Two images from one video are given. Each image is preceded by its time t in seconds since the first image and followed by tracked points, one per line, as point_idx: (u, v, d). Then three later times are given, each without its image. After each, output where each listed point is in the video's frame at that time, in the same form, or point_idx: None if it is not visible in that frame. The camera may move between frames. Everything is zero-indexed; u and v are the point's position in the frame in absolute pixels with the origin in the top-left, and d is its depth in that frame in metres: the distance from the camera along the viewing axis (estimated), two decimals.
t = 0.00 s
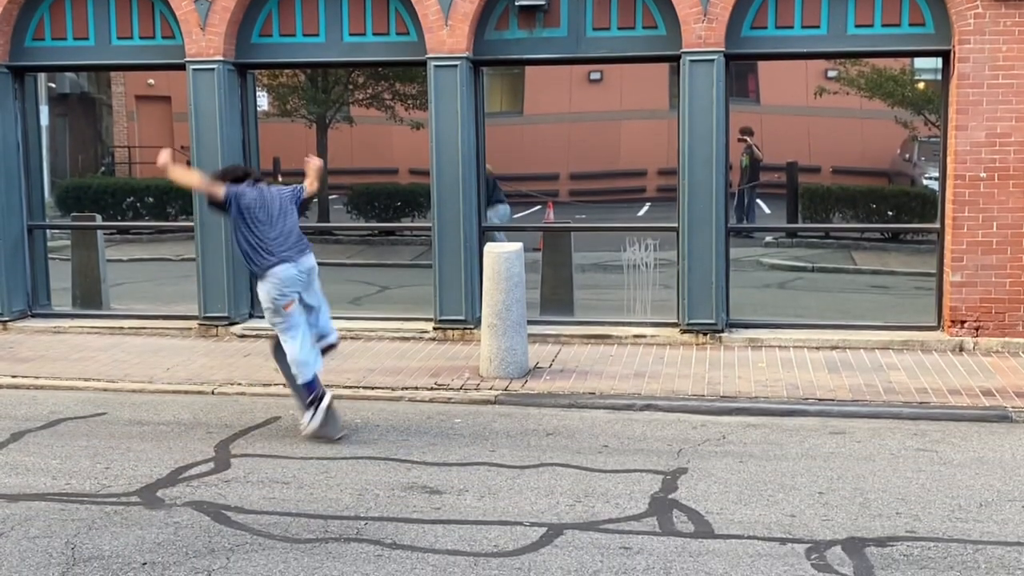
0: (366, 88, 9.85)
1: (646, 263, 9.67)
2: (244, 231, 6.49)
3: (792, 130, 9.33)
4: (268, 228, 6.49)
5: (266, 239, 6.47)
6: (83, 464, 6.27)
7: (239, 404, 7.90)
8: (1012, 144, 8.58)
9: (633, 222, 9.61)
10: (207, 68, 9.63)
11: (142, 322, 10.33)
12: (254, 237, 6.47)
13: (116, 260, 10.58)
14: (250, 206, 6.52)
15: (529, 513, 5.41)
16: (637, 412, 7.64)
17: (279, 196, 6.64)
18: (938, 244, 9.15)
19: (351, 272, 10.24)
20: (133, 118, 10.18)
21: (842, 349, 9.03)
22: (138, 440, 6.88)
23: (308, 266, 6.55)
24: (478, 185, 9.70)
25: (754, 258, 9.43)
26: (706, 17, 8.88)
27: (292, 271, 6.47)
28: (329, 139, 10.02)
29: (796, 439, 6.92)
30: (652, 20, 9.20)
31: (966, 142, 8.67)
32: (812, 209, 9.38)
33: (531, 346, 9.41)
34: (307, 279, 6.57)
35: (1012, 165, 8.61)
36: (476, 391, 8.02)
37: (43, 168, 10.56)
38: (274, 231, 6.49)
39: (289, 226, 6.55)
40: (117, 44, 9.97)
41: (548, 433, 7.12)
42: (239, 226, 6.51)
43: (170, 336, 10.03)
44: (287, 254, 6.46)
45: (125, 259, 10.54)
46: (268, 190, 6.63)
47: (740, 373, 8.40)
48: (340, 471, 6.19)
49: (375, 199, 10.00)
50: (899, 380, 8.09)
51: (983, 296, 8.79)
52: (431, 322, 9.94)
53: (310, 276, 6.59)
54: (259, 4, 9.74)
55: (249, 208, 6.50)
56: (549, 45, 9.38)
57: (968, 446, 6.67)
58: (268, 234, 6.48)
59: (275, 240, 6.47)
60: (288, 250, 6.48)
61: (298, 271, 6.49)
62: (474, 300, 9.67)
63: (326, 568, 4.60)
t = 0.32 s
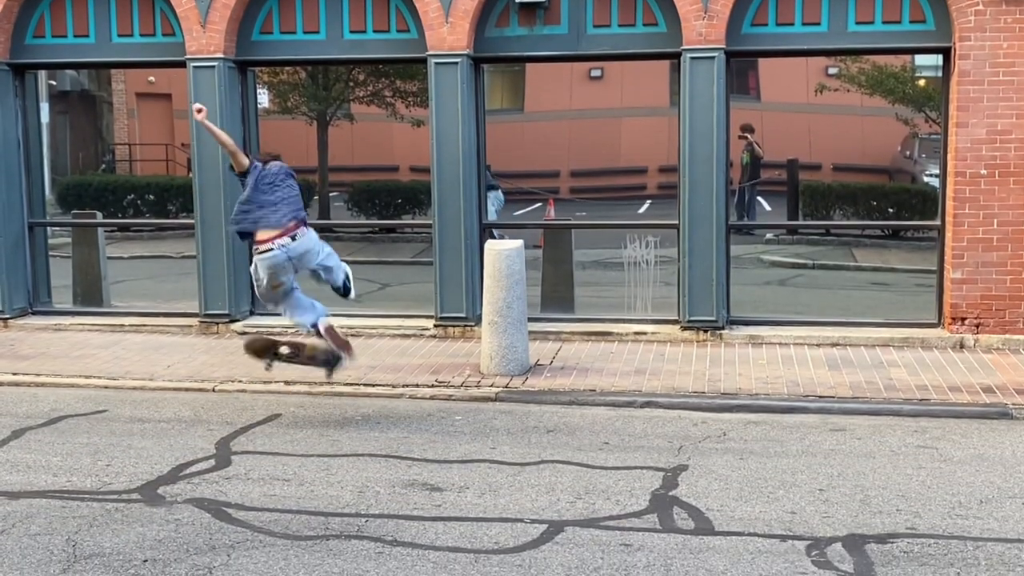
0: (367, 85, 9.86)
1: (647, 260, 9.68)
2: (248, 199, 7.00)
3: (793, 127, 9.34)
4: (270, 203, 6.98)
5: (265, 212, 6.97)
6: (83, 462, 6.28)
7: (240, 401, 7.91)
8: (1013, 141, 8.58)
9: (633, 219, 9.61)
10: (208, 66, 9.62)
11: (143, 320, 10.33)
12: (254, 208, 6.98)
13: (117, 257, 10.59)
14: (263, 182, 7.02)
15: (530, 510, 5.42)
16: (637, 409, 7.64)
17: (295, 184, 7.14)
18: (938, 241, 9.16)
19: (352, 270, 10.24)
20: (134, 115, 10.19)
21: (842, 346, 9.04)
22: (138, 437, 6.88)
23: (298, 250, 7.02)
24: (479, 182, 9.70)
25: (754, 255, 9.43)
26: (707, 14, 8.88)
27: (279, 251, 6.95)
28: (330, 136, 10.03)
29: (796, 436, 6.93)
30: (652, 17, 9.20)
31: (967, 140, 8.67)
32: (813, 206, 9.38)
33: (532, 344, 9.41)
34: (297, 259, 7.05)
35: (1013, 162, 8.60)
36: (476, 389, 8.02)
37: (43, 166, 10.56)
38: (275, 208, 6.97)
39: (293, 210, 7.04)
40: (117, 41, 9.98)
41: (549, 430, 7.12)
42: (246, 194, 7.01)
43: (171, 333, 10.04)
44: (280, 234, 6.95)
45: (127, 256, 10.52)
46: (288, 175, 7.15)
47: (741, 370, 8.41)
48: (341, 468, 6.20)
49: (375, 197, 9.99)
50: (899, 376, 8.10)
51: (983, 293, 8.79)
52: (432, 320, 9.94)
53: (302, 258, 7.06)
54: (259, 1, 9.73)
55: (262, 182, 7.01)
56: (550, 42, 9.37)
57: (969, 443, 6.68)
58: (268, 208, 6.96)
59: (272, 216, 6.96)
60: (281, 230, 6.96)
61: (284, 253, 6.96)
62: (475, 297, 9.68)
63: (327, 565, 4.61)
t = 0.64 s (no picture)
0: (368, 82, 9.87)
1: (647, 257, 9.68)
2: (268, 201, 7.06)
3: (793, 124, 9.34)
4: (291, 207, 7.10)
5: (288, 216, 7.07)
6: (85, 459, 6.29)
7: (241, 399, 7.92)
8: (1013, 138, 8.58)
9: (634, 216, 9.62)
10: (209, 63, 9.64)
11: (144, 317, 10.35)
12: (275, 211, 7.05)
13: (118, 255, 10.60)
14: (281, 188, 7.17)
15: (530, 507, 5.43)
16: (638, 405, 7.65)
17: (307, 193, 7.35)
18: (939, 238, 9.16)
19: (353, 266, 10.26)
20: (135, 113, 10.20)
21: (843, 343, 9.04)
22: (140, 435, 6.89)
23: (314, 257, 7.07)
24: (480, 179, 9.70)
25: (755, 252, 9.44)
26: (707, 11, 8.88)
27: (294, 256, 7.00)
28: (331, 133, 10.04)
29: (797, 432, 6.94)
30: (653, 14, 9.20)
31: (968, 137, 8.67)
32: (814, 203, 9.38)
33: (532, 341, 9.42)
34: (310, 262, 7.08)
35: (1014, 159, 8.60)
36: (477, 385, 8.03)
37: (45, 163, 10.57)
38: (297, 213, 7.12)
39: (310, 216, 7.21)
40: (118, 39, 9.97)
41: (550, 427, 7.13)
42: (265, 198, 7.08)
43: (172, 331, 10.05)
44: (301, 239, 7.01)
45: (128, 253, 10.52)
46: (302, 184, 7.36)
47: (741, 367, 8.41)
48: (341, 465, 6.21)
49: (376, 194, 10.00)
50: (900, 373, 8.11)
51: (984, 290, 8.80)
52: (433, 317, 9.96)
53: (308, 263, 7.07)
54: None
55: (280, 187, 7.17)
56: (550, 40, 9.37)
57: (969, 440, 6.68)
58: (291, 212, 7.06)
59: (295, 220, 7.04)
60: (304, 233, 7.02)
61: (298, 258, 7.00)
62: (476, 294, 9.69)
63: (328, 562, 4.62)
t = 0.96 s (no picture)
0: (369, 80, 9.87)
1: (648, 255, 9.68)
2: (285, 206, 7.26)
3: (794, 122, 9.33)
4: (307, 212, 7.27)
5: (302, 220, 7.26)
6: (86, 457, 6.30)
7: (242, 396, 7.92)
8: (1014, 135, 8.57)
9: (635, 214, 9.62)
10: (210, 61, 9.64)
11: (146, 315, 10.35)
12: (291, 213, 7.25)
13: (119, 253, 10.60)
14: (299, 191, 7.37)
15: (532, 504, 5.43)
16: (639, 403, 7.66)
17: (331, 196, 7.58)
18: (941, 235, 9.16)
19: (354, 264, 10.27)
20: (135, 111, 10.22)
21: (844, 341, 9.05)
22: (141, 433, 6.90)
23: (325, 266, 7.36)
24: (481, 177, 9.69)
25: (756, 249, 9.44)
26: (709, 8, 8.87)
27: (306, 264, 7.23)
28: (332, 131, 10.04)
29: (798, 430, 6.94)
30: (654, 12, 9.20)
31: (969, 134, 8.66)
32: (815, 201, 9.37)
33: (533, 338, 9.42)
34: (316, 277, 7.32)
35: (1015, 156, 8.60)
36: (478, 383, 8.03)
37: (46, 161, 10.58)
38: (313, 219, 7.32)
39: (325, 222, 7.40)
40: (119, 37, 9.97)
41: (551, 425, 7.13)
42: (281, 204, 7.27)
43: (173, 329, 10.06)
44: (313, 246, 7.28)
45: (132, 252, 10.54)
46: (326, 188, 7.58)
47: (742, 364, 8.41)
48: (343, 463, 6.21)
49: (378, 192, 10.01)
50: (901, 370, 8.11)
51: (985, 287, 8.79)
52: (434, 314, 9.96)
53: (322, 281, 7.37)
54: None
55: (299, 192, 7.36)
56: (551, 37, 9.37)
57: (970, 437, 6.69)
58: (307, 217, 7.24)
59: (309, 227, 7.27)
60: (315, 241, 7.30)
61: (311, 267, 7.23)
62: (477, 292, 9.69)
63: (330, 559, 4.63)
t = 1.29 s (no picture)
0: (370, 78, 9.86)
1: (649, 253, 9.69)
2: (294, 236, 7.54)
3: (796, 120, 9.32)
4: (318, 237, 7.59)
5: (313, 245, 7.56)
6: (89, 456, 6.30)
7: (244, 395, 7.93)
8: (1016, 133, 8.57)
9: (636, 212, 9.62)
10: (211, 59, 9.64)
11: (148, 313, 10.36)
12: (301, 241, 7.54)
13: (121, 252, 10.59)
14: (312, 216, 7.68)
15: (533, 502, 5.43)
16: (641, 401, 7.66)
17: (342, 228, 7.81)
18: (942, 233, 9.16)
19: (355, 263, 10.27)
20: (137, 110, 10.23)
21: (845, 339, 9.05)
22: (143, 431, 6.90)
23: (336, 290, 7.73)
24: (482, 175, 9.70)
25: (757, 247, 9.43)
26: (710, 6, 8.87)
27: (320, 289, 7.60)
28: (333, 129, 10.04)
29: (799, 428, 6.95)
30: (655, 10, 9.21)
31: (971, 132, 8.66)
32: (816, 199, 9.38)
33: (535, 337, 9.43)
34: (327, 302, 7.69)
35: (1017, 154, 8.60)
36: (480, 381, 8.04)
37: (47, 160, 10.58)
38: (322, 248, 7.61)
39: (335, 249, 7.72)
40: (121, 36, 9.98)
41: (553, 423, 7.14)
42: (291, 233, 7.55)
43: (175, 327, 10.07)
44: (324, 272, 7.62)
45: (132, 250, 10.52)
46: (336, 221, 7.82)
47: (744, 362, 8.41)
48: (345, 461, 6.22)
49: (379, 190, 10.01)
50: (903, 369, 8.11)
51: (987, 285, 8.79)
52: (435, 313, 9.96)
53: (332, 304, 7.74)
54: None
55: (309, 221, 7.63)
56: (553, 36, 9.37)
57: (972, 435, 6.69)
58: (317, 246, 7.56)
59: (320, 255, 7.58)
60: (326, 267, 7.63)
61: (323, 292, 7.61)
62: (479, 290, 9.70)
63: (332, 557, 4.63)
